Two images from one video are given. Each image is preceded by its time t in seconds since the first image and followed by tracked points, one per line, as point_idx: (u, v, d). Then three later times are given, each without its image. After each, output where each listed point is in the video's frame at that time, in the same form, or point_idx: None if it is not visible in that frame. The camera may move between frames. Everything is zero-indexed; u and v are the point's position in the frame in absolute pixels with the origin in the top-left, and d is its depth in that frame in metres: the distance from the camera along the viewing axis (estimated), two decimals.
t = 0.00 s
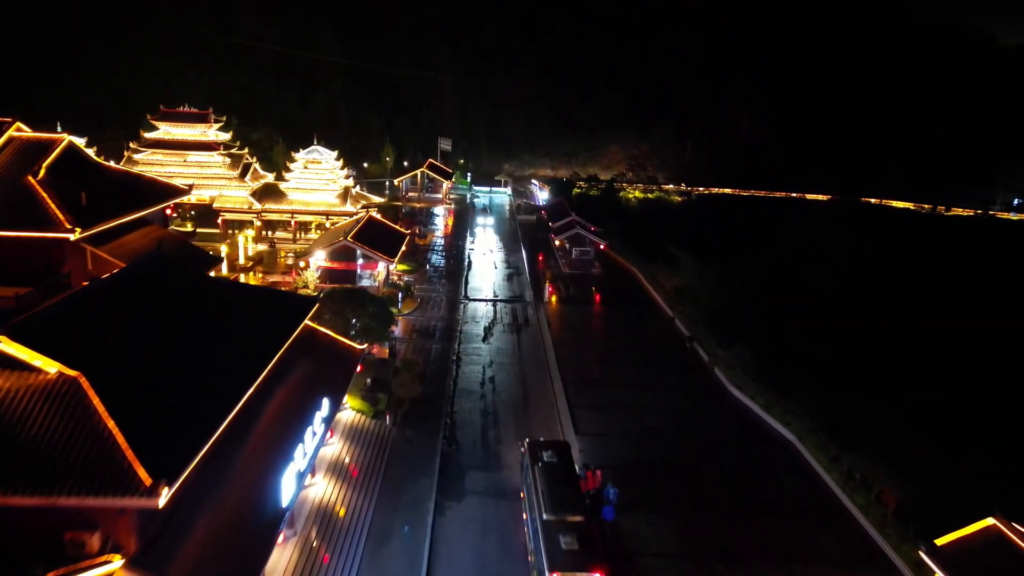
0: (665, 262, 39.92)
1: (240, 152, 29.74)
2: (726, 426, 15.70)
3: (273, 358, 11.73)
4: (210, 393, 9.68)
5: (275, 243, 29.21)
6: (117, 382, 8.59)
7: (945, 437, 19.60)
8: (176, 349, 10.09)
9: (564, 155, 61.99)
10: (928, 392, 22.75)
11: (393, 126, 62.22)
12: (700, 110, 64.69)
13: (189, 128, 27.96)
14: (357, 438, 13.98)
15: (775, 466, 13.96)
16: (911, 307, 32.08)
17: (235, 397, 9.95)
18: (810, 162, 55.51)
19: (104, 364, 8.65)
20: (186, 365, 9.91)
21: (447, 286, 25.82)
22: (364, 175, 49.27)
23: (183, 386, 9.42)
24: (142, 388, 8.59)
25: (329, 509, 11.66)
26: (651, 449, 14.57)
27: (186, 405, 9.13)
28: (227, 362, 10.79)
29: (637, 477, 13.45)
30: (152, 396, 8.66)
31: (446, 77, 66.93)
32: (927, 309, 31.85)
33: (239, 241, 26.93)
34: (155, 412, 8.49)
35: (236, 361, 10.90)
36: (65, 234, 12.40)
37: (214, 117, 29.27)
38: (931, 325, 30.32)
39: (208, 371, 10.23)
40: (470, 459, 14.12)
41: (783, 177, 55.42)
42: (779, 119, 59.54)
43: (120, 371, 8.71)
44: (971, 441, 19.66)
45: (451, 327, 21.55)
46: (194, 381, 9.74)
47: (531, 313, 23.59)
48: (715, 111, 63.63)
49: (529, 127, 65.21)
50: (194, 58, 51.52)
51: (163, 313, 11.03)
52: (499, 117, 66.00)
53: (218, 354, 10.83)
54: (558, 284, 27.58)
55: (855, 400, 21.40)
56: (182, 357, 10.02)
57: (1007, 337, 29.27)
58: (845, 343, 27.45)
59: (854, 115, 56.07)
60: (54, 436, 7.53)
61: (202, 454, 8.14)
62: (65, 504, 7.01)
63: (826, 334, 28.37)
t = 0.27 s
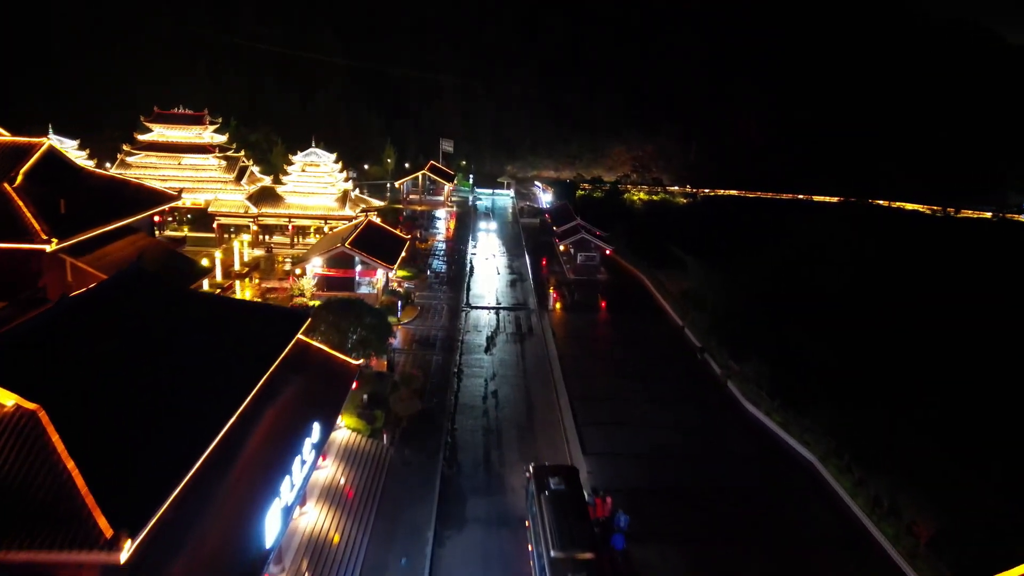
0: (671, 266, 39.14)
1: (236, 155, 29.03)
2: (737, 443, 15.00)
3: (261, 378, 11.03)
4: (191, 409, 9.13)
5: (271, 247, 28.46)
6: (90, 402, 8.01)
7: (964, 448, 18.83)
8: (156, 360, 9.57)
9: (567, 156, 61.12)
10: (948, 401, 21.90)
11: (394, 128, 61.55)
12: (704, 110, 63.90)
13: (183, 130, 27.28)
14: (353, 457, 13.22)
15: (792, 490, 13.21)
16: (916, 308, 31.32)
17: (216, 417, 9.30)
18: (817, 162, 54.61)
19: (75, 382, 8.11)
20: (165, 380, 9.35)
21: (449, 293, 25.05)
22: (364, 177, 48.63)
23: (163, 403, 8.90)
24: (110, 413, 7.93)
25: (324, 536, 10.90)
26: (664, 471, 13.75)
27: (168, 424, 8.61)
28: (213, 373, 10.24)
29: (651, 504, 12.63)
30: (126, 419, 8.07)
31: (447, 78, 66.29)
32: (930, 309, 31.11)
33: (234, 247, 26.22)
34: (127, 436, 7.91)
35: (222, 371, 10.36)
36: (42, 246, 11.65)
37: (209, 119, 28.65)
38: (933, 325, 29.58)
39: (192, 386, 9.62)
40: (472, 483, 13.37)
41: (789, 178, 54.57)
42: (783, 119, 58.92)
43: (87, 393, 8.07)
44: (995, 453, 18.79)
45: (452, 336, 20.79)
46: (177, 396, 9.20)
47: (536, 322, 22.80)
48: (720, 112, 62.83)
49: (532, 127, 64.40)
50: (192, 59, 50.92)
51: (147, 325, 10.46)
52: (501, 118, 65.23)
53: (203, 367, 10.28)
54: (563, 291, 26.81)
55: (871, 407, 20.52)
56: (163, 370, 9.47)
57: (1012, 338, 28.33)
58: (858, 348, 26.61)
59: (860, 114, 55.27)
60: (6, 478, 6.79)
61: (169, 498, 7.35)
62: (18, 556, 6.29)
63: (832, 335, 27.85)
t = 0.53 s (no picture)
0: (677, 270, 38.38)
1: (232, 158, 28.26)
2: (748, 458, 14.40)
3: (249, 402, 10.38)
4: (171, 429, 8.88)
5: (269, 252, 27.73)
6: (65, 421, 7.82)
7: (980, 459, 18.16)
8: (139, 373, 9.33)
9: (573, 158, 60.34)
10: (970, 414, 21.00)
11: (397, 129, 60.98)
12: (711, 110, 62.99)
13: (177, 132, 26.52)
14: (349, 481, 12.45)
15: (803, 509, 12.66)
16: (921, 308, 30.63)
17: (198, 437, 9.04)
18: (826, 163, 53.70)
19: (49, 401, 7.90)
20: (147, 396, 9.14)
21: (452, 300, 24.29)
22: (367, 180, 47.97)
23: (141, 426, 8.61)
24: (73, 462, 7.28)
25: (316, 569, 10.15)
26: (679, 497, 12.90)
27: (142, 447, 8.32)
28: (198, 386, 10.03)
29: (665, 534, 11.79)
30: (104, 438, 7.94)
31: (450, 78, 65.55)
32: (940, 312, 30.26)
33: (230, 253, 25.53)
34: (103, 459, 7.75)
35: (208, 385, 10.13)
36: (15, 260, 10.85)
37: (206, 121, 27.86)
38: (945, 328, 28.66)
39: (173, 400, 9.38)
40: (474, 509, 12.61)
41: (798, 179, 53.68)
42: (790, 117, 58.06)
43: (77, 403, 8.16)
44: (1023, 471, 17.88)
45: (455, 347, 20.03)
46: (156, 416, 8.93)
47: (541, 331, 21.99)
48: (727, 112, 61.91)
49: (536, 128, 63.62)
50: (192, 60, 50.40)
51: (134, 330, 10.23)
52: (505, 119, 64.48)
53: (188, 378, 10.01)
54: (569, 297, 25.99)
55: (889, 414, 19.75)
56: (146, 387, 9.25)
57: (1011, 338, 27.83)
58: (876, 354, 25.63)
59: (866, 114, 54.74)
60: None
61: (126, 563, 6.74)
62: None
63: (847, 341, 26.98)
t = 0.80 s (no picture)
0: (686, 274, 37.45)
1: (231, 161, 27.58)
2: (759, 475, 13.87)
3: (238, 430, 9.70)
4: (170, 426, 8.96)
5: (269, 258, 26.93)
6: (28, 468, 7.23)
7: (1004, 472, 17.31)
8: (134, 376, 9.36)
9: (579, 160, 59.70)
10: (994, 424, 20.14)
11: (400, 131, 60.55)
12: (719, 110, 62.12)
13: (174, 135, 25.85)
14: (346, 506, 11.73)
15: (824, 539, 12.02)
16: (940, 312, 29.65)
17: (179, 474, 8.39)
18: (836, 164, 52.80)
19: (46, 403, 8.19)
20: (145, 394, 9.25)
21: (455, 308, 23.51)
22: (370, 182, 47.38)
23: (139, 424, 8.67)
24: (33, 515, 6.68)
25: None
26: (695, 524, 12.22)
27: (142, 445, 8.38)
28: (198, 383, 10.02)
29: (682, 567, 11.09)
30: (104, 438, 8.17)
31: (454, 79, 64.86)
32: (958, 315, 29.36)
33: (228, 259, 24.84)
34: (100, 460, 7.90)
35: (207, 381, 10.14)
36: None
37: (204, 123, 27.19)
38: (965, 332, 27.74)
39: (172, 399, 9.50)
40: (479, 538, 11.85)
41: (808, 180, 52.79)
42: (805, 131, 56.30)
43: (78, 404, 8.47)
44: None
45: (460, 358, 19.23)
46: (155, 418, 8.99)
47: (548, 340, 21.22)
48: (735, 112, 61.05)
49: (540, 129, 62.81)
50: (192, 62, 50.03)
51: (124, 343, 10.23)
52: (511, 120, 63.77)
53: (187, 375, 10.04)
54: (577, 304, 25.22)
55: (912, 431, 18.75)
56: (143, 386, 9.33)
57: None
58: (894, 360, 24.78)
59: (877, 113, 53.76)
60: None
61: None
62: None
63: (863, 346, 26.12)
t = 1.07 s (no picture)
0: (699, 279, 36.57)
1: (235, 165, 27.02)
2: (776, 495, 13.29)
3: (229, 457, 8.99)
4: (171, 435, 8.79)
5: (273, 264, 26.40)
6: None
7: None
8: (135, 384, 9.18)
9: (589, 164, 59.06)
10: None
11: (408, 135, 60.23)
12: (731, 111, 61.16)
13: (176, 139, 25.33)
14: (346, 536, 10.99)
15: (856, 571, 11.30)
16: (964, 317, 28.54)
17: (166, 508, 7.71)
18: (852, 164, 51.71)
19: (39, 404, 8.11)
20: (145, 402, 9.06)
21: (464, 317, 22.76)
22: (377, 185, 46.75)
23: (140, 433, 8.47)
24: None
25: None
26: (719, 555, 11.48)
27: (141, 456, 8.17)
28: (199, 390, 9.81)
29: None
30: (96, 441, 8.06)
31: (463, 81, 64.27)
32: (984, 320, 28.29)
33: (230, 266, 24.21)
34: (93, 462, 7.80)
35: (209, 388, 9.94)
36: None
37: (207, 126, 26.72)
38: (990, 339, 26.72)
39: (168, 404, 9.19)
40: (488, 571, 11.09)
41: (823, 182, 51.76)
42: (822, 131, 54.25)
43: (75, 405, 8.41)
44: None
45: (469, 371, 18.47)
46: (158, 423, 8.84)
47: (561, 352, 20.41)
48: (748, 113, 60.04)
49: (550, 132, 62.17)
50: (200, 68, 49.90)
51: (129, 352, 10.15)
52: (520, 123, 63.16)
53: (185, 385, 9.69)
54: (590, 312, 24.41)
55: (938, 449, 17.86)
56: (144, 393, 9.13)
57: None
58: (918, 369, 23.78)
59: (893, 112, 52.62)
60: None
61: None
62: None
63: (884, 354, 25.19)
